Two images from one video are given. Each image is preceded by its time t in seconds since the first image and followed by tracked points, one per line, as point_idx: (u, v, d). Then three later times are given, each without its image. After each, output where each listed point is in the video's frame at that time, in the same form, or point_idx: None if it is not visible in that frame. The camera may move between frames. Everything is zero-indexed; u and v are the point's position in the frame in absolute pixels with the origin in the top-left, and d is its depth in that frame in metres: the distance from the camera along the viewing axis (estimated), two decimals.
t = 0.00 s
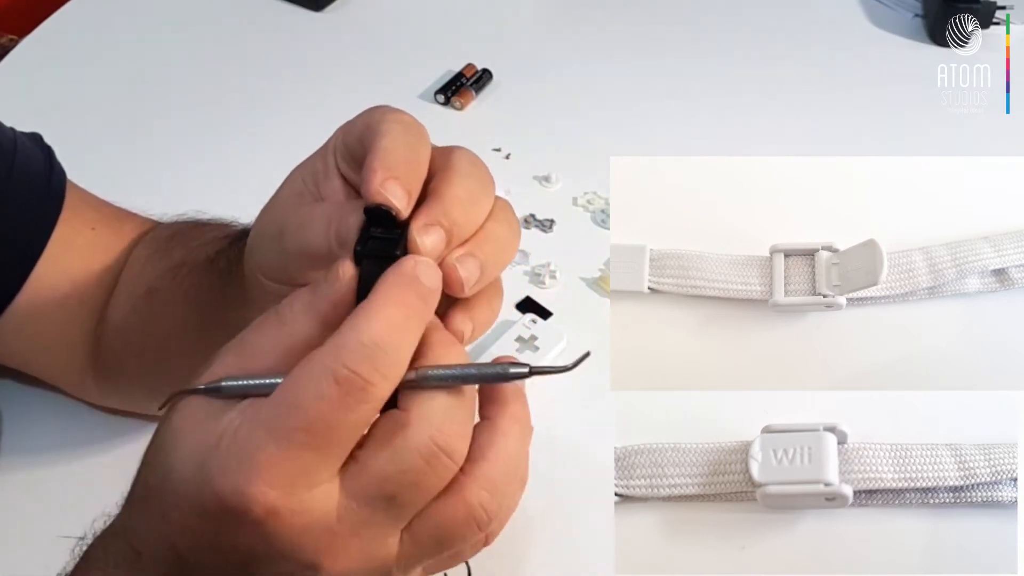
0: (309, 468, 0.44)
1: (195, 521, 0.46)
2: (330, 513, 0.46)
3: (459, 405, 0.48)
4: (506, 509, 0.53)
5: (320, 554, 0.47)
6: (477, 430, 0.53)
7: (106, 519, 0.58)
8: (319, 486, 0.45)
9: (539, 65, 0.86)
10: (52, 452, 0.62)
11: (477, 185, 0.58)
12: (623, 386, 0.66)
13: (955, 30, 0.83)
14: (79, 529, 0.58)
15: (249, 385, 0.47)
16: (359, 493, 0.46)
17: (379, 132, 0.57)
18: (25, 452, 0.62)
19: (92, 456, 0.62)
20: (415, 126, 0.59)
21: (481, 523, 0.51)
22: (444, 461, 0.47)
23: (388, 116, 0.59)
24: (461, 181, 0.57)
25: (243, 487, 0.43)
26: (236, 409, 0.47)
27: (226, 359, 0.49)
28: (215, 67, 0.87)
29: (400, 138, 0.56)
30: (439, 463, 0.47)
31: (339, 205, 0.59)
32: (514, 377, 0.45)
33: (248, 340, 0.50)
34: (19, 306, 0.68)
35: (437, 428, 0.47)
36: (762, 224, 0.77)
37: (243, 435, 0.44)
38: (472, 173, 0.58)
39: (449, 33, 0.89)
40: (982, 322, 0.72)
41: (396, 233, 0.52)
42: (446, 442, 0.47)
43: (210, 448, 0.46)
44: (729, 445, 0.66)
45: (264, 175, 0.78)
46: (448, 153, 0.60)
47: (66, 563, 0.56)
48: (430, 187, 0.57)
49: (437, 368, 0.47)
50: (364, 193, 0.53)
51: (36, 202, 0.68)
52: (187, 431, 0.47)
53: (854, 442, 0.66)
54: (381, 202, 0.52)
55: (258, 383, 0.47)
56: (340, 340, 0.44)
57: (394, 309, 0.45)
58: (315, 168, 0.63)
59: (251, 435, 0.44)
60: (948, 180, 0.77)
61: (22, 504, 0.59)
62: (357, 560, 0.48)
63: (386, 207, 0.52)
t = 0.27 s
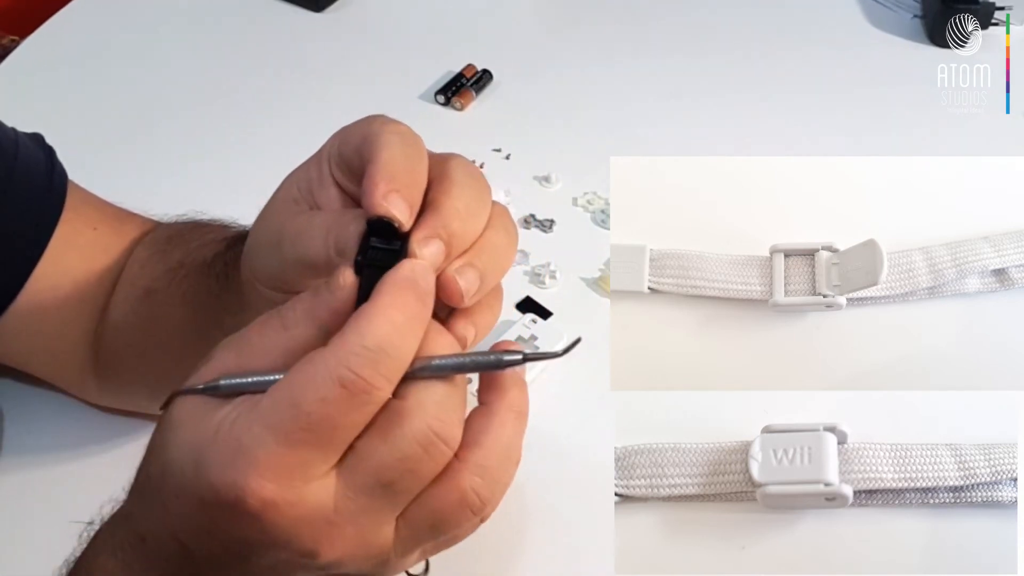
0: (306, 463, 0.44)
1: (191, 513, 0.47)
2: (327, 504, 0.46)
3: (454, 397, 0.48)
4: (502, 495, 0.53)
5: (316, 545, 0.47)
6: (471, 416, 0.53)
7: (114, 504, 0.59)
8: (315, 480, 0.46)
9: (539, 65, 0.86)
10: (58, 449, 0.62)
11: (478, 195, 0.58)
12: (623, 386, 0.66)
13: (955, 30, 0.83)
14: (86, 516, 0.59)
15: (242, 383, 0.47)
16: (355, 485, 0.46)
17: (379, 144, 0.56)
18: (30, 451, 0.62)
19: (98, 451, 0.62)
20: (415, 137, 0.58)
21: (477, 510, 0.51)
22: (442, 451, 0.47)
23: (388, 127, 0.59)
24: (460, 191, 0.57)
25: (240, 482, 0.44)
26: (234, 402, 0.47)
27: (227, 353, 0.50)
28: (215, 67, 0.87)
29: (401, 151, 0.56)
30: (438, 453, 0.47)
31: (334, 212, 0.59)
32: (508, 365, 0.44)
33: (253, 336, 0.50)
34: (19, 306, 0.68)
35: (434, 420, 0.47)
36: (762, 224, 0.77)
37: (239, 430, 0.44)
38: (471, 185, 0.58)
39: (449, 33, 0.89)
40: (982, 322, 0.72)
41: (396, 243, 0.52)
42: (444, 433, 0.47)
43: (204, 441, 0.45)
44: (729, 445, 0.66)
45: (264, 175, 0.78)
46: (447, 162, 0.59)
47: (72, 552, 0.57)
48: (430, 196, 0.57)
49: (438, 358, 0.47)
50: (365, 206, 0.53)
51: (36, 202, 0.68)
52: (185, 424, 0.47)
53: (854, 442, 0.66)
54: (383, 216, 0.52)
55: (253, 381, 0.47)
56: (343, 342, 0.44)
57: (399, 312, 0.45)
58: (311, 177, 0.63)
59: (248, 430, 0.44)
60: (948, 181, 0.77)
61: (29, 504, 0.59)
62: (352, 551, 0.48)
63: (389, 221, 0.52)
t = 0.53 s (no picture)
0: (303, 467, 0.45)
1: (188, 512, 0.47)
2: (324, 503, 0.47)
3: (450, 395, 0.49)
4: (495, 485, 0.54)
5: (314, 544, 0.47)
6: (464, 406, 0.53)
7: (111, 495, 0.60)
8: (313, 483, 0.46)
9: (539, 65, 0.86)
10: (56, 445, 0.63)
11: (472, 196, 0.58)
12: (623, 386, 0.66)
13: (955, 29, 0.83)
14: (83, 507, 0.59)
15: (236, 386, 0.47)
16: (352, 484, 0.47)
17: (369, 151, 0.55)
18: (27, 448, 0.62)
19: (96, 448, 0.62)
20: (404, 142, 0.58)
21: (471, 501, 0.51)
22: (439, 449, 0.48)
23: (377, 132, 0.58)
24: (455, 193, 0.57)
25: (238, 487, 0.44)
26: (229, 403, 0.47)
27: (222, 353, 0.50)
28: (215, 66, 0.87)
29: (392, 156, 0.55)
30: (434, 450, 0.47)
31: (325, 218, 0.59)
32: (502, 365, 0.44)
33: (248, 338, 0.50)
34: (17, 307, 0.68)
35: (430, 420, 0.47)
36: (762, 224, 0.77)
37: (235, 436, 0.45)
38: (465, 186, 0.58)
39: (448, 32, 0.89)
40: (982, 322, 0.72)
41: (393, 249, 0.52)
42: (440, 431, 0.47)
43: (200, 443, 0.46)
44: (729, 445, 0.65)
45: (263, 175, 0.78)
46: (439, 163, 0.59)
47: (70, 544, 0.57)
48: (423, 199, 0.57)
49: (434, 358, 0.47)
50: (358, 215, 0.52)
51: (34, 201, 0.68)
52: (181, 425, 0.48)
53: (854, 442, 0.66)
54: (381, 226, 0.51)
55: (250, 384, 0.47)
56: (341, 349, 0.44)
57: (399, 319, 0.45)
58: (296, 182, 0.62)
59: (246, 436, 0.44)
60: (948, 181, 0.77)
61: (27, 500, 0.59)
62: (350, 547, 0.49)
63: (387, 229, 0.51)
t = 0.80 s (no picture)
0: (311, 468, 0.45)
1: (192, 509, 0.47)
2: (331, 501, 0.47)
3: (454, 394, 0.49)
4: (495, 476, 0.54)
5: (319, 540, 0.48)
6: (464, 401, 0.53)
7: (111, 489, 0.60)
8: (320, 482, 0.47)
9: (539, 65, 0.86)
10: (55, 443, 0.63)
11: (478, 201, 0.57)
12: (623, 386, 0.66)
13: (955, 30, 0.83)
14: (83, 502, 0.60)
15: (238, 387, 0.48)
16: (359, 482, 0.48)
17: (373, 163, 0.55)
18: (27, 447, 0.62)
19: (95, 446, 0.63)
20: (408, 151, 0.58)
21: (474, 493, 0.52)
22: (445, 446, 0.48)
23: (380, 140, 0.58)
24: (460, 199, 0.56)
25: (245, 488, 0.45)
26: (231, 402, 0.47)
27: (224, 352, 0.50)
28: (215, 66, 0.87)
29: (396, 167, 0.55)
30: (439, 447, 0.48)
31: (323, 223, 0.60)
32: (511, 366, 0.45)
33: (248, 339, 0.50)
34: (17, 308, 0.68)
35: (436, 419, 0.47)
36: (762, 224, 0.77)
37: (241, 438, 0.45)
38: (471, 190, 0.57)
39: (448, 32, 0.89)
40: (982, 322, 0.72)
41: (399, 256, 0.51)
42: (445, 429, 0.48)
43: (204, 442, 0.46)
44: (729, 445, 0.66)
45: (264, 175, 0.78)
46: (444, 167, 0.59)
47: (70, 538, 0.57)
48: (429, 205, 0.57)
49: (442, 360, 0.47)
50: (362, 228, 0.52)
51: (34, 201, 0.68)
52: (184, 424, 0.48)
53: (854, 442, 0.66)
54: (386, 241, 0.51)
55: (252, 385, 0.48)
56: (350, 354, 0.44)
57: (408, 325, 0.45)
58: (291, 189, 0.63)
59: (253, 438, 0.44)
60: (948, 181, 0.77)
61: (27, 499, 0.60)
62: (355, 543, 0.50)
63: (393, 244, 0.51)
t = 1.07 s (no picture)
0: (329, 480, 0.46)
1: (206, 521, 0.47)
2: (347, 512, 0.47)
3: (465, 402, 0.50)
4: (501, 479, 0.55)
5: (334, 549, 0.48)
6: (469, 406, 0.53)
7: (111, 495, 0.60)
8: (336, 494, 0.47)
9: (539, 65, 0.86)
10: (56, 448, 0.62)
11: (493, 227, 0.57)
12: (623, 386, 0.66)
13: (955, 30, 0.83)
14: (83, 509, 0.59)
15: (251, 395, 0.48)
16: (374, 491, 0.48)
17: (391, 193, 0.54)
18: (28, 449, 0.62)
19: (96, 448, 0.63)
20: (427, 174, 0.57)
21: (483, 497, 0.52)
22: (457, 453, 0.49)
23: (399, 164, 0.57)
24: (474, 224, 0.56)
25: (264, 501, 0.45)
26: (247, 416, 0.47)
27: (236, 360, 0.50)
28: (214, 66, 0.87)
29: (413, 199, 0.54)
30: (452, 454, 0.48)
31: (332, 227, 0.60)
32: (523, 376, 0.45)
33: (257, 345, 0.50)
34: (19, 308, 0.68)
35: (448, 427, 0.48)
36: (762, 224, 0.77)
37: (260, 452, 0.44)
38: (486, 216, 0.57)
39: (448, 32, 0.89)
40: (982, 322, 0.71)
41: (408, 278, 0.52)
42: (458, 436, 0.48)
43: (220, 457, 0.46)
44: (729, 445, 0.66)
45: (264, 175, 0.78)
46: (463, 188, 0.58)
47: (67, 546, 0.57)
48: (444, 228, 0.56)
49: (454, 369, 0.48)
50: (375, 261, 0.52)
51: (34, 200, 0.68)
52: (196, 436, 0.47)
53: (854, 442, 0.66)
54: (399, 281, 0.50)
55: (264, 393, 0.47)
56: (368, 368, 0.44)
57: (423, 336, 0.46)
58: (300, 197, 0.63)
59: (273, 452, 0.44)
60: (948, 182, 0.77)
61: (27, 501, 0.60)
62: (369, 551, 0.50)
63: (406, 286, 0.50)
